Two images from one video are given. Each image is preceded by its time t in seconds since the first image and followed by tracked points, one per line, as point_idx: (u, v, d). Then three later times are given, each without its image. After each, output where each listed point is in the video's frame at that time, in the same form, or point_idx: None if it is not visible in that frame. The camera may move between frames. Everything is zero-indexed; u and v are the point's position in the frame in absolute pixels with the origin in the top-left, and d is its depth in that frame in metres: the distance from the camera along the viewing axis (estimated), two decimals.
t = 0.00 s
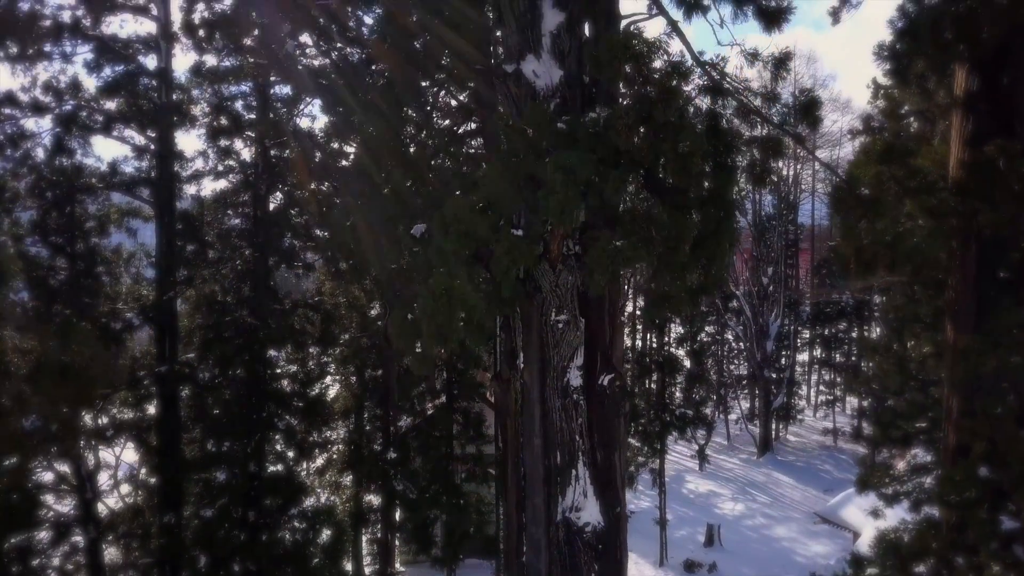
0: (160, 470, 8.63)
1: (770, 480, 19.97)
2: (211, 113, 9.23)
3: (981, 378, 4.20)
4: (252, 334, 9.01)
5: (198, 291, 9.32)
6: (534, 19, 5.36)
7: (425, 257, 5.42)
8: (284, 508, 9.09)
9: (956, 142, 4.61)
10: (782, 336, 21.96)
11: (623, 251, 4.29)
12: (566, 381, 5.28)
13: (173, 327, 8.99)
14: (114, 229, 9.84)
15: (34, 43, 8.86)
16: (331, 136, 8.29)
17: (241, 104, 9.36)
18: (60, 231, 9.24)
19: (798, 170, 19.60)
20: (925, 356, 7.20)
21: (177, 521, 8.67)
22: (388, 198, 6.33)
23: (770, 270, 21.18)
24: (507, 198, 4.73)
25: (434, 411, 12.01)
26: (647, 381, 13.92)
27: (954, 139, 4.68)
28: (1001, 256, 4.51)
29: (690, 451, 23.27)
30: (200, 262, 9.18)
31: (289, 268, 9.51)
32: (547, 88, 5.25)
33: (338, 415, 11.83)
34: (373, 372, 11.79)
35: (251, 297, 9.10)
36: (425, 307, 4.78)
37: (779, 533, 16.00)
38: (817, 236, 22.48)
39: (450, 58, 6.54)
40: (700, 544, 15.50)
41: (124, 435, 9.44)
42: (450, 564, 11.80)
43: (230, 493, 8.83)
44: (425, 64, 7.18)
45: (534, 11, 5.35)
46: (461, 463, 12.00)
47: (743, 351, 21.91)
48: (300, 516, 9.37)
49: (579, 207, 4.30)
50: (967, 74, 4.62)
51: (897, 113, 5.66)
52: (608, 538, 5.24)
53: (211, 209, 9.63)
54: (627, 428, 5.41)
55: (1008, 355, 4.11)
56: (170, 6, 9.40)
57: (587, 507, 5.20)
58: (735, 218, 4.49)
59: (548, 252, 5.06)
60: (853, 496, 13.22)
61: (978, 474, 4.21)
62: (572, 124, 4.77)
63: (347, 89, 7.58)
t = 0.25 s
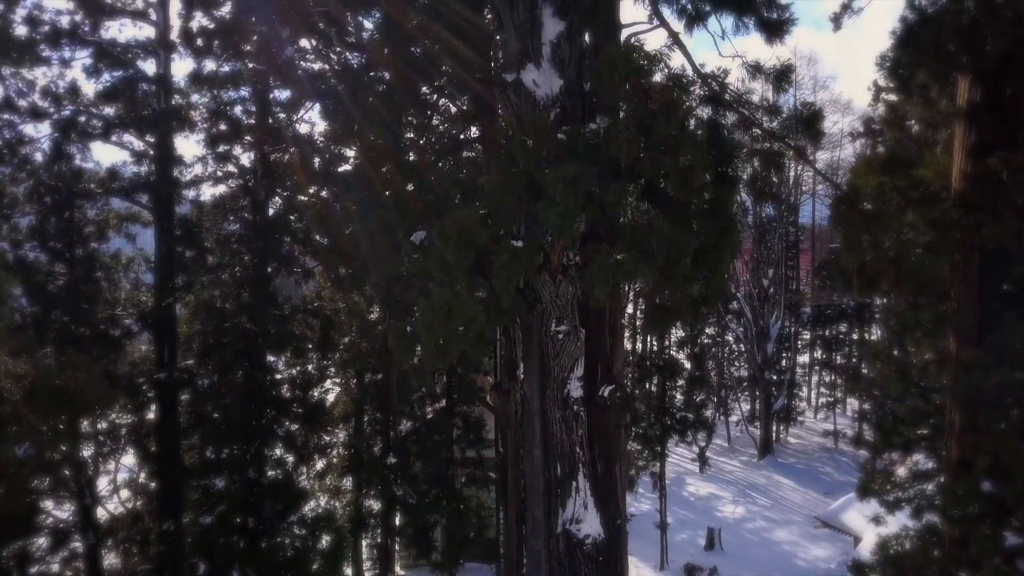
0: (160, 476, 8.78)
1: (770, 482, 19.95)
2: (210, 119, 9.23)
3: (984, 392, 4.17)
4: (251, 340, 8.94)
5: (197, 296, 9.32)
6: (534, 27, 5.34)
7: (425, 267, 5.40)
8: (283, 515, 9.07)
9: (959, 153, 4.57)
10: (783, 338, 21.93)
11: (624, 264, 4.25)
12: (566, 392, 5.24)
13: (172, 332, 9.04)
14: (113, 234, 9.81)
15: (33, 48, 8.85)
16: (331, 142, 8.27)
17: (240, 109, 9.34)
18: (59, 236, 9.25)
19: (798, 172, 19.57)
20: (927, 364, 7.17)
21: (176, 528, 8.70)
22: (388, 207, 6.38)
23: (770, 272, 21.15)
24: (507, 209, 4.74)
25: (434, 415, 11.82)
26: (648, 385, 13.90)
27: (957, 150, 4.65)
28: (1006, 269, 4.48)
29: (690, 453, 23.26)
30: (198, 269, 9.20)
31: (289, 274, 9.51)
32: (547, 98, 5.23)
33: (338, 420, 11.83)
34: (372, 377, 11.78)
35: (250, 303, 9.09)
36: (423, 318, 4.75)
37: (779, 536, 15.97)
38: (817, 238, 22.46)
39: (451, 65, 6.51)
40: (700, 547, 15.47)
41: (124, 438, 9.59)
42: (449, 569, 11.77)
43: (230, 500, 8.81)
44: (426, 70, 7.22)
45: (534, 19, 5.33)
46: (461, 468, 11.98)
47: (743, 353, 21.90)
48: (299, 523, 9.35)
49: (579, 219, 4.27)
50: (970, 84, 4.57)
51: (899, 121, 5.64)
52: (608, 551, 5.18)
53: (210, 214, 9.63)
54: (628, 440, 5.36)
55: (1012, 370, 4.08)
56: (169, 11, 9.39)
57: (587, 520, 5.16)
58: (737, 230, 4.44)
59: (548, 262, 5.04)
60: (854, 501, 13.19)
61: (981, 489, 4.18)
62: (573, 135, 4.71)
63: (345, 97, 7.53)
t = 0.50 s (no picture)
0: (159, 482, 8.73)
1: (771, 485, 19.92)
2: (209, 125, 9.16)
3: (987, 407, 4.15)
4: (251, 346, 8.97)
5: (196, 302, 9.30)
6: (534, 36, 5.31)
7: (424, 278, 5.37)
8: (283, 522, 9.04)
9: (962, 165, 4.55)
10: (784, 340, 21.89)
11: (624, 278, 4.23)
12: (567, 403, 5.23)
13: (170, 339, 9.02)
14: (112, 239, 9.78)
15: (32, 54, 8.83)
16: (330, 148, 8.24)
17: (239, 114, 9.31)
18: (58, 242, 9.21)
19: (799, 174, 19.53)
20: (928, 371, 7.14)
21: (175, 535, 8.69)
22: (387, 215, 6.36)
23: (771, 274, 21.11)
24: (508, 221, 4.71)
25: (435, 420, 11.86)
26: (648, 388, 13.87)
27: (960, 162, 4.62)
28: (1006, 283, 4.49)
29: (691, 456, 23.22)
30: (198, 275, 9.21)
31: (288, 279, 9.48)
32: (546, 108, 5.20)
33: (338, 424, 11.80)
34: (372, 381, 11.76)
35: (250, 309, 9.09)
36: (422, 331, 4.72)
37: (780, 539, 15.93)
38: (818, 239, 22.42)
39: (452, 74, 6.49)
40: (701, 551, 15.44)
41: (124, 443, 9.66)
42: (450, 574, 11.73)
43: (229, 507, 8.79)
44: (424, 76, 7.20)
45: (534, 29, 5.31)
46: (462, 472, 11.96)
47: (743, 355, 21.87)
48: (299, 530, 9.32)
49: (579, 233, 4.24)
50: (973, 96, 4.54)
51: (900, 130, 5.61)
52: (608, 563, 5.18)
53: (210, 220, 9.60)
54: (628, 450, 5.36)
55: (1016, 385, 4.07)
56: (167, 16, 9.36)
57: (587, 531, 5.16)
58: (737, 243, 4.41)
59: (548, 273, 5.01)
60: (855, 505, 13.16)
61: (985, 504, 4.16)
62: (573, 146, 4.69)
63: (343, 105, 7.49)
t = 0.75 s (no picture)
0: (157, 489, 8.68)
1: (771, 488, 19.88)
2: (208, 131, 9.13)
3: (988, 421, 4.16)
4: (250, 352, 8.94)
5: (195, 308, 9.27)
6: (533, 46, 5.28)
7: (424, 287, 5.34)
8: (281, 528, 9.01)
9: (963, 176, 4.53)
10: (784, 343, 21.84)
11: (624, 292, 4.20)
12: (566, 415, 5.21)
13: (169, 345, 8.99)
14: (110, 244, 9.75)
15: (30, 59, 8.79)
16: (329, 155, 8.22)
17: (238, 119, 9.27)
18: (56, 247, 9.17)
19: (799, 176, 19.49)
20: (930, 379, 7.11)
21: (174, 541, 8.67)
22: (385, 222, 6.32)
23: (771, 276, 21.08)
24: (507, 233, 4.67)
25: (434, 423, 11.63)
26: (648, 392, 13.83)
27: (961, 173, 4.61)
28: (1008, 295, 4.49)
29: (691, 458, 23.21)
30: (196, 281, 9.16)
31: (287, 285, 9.44)
32: (546, 118, 5.17)
33: (337, 429, 11.78)
34: (372, 386, 11.73)
35: (250, 315, 9.05)
36: (421, 343, 4.68)
37: (781, 543, 15.89)
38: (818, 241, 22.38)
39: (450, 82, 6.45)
40: (701, 554, 15.40)
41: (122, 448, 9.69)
42: None
43: (228, 514, 8.77)
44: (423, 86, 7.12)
45: (533, 38, 5.28)
46: (461, 477, 11.93)
47: (744, 357, 21.85)
48: (298, 536, 9.29)
49: (578, 246, 4.21)
50: (974, 107, 4.54)
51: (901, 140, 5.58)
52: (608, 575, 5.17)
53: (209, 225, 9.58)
54: (628, 462, 5.34)
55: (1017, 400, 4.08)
56: (166, 21, 9.33)
57: (587, 543, 5.15)
58: (738, 256, 4.38)
59: (547, 284, 4.98)
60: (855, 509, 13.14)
61: (986, 517, 4.18)
62: (572, 157, 4.66)
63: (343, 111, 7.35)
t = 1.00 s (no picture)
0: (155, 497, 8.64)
1: (772, 491, 19.85)
2: (206, 137, 9.11)
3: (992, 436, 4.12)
4: (249, 358, 8.94)
5: (193, 314, 9.24)
6: (532, 55, 5.25)
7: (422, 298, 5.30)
8: (281, 536, 8.97)
9: (966, 189, 4.50)
10: (785, 345, 21.81)
11: (624, 307, 4.17)
12: (565, 427, 5.19)
13: (168, 351, 8.96)
14: (109, 249, 9.73)
15: (28, 64, 8.78)
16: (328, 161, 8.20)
17: (237, 125, 9.24)
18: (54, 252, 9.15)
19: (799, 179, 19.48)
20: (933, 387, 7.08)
21: (172, 549, 8.65)
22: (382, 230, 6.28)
23: (771, 278, 21.06)
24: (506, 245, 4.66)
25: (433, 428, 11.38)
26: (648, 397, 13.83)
27: (963, 185, 4.58)
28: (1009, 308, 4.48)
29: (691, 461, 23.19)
30: (194, 287, 9.12)
31: (286, 291, 9.42)
32: (545, 128, 5.15)
33: (337, 434, 11.76)
34: (371, 391, 11.71)
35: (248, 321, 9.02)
36: (419, 356, 4.65)
37: (781, 546, 15.88)
38: (818, 243, 22.36)
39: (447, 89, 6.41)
40: (702, 558, 15.38)
41: (120, 454, 9.68)
42: None
43: (227, 521, 8.74)
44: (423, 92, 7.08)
45: (532, 47, 5.25)
46: (461, 482, 11.91)
47: (743, 360, 21.83)
48: (297, 543, 9.27)
49: (578, 260, 4.18)
50: (977, 119, 4.49)
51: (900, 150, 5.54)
52: None
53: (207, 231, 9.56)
54: (628, 473, 5.33)
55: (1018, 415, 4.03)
56: (164, 27, 9.32)
57: (586, 556, 5.14)
58: (738, 270, 4.36)
59: (547, 295, 4.95)
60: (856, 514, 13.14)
61: (987, 533, 4.13)
62: (571, 170, 4.65)
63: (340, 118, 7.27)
